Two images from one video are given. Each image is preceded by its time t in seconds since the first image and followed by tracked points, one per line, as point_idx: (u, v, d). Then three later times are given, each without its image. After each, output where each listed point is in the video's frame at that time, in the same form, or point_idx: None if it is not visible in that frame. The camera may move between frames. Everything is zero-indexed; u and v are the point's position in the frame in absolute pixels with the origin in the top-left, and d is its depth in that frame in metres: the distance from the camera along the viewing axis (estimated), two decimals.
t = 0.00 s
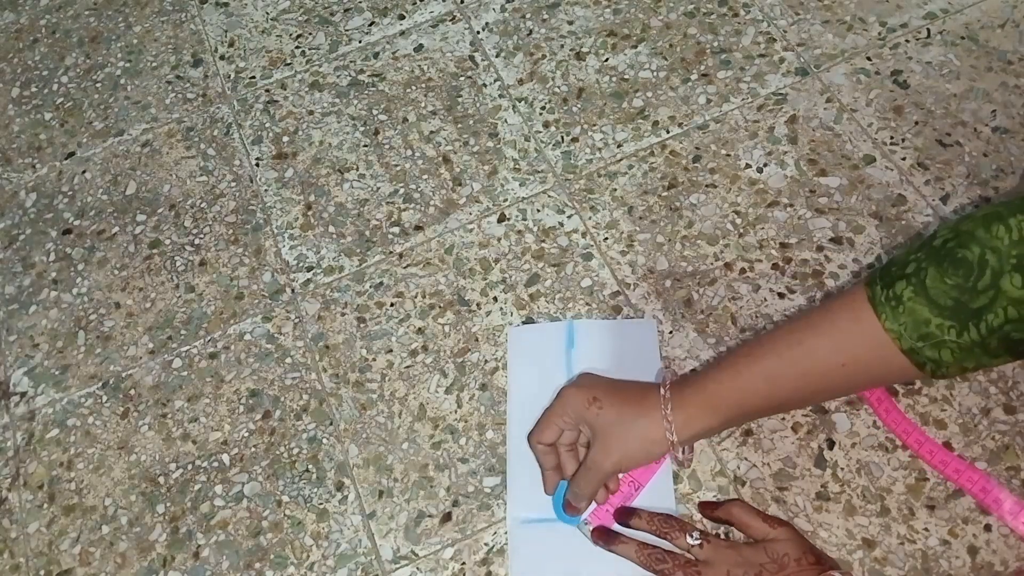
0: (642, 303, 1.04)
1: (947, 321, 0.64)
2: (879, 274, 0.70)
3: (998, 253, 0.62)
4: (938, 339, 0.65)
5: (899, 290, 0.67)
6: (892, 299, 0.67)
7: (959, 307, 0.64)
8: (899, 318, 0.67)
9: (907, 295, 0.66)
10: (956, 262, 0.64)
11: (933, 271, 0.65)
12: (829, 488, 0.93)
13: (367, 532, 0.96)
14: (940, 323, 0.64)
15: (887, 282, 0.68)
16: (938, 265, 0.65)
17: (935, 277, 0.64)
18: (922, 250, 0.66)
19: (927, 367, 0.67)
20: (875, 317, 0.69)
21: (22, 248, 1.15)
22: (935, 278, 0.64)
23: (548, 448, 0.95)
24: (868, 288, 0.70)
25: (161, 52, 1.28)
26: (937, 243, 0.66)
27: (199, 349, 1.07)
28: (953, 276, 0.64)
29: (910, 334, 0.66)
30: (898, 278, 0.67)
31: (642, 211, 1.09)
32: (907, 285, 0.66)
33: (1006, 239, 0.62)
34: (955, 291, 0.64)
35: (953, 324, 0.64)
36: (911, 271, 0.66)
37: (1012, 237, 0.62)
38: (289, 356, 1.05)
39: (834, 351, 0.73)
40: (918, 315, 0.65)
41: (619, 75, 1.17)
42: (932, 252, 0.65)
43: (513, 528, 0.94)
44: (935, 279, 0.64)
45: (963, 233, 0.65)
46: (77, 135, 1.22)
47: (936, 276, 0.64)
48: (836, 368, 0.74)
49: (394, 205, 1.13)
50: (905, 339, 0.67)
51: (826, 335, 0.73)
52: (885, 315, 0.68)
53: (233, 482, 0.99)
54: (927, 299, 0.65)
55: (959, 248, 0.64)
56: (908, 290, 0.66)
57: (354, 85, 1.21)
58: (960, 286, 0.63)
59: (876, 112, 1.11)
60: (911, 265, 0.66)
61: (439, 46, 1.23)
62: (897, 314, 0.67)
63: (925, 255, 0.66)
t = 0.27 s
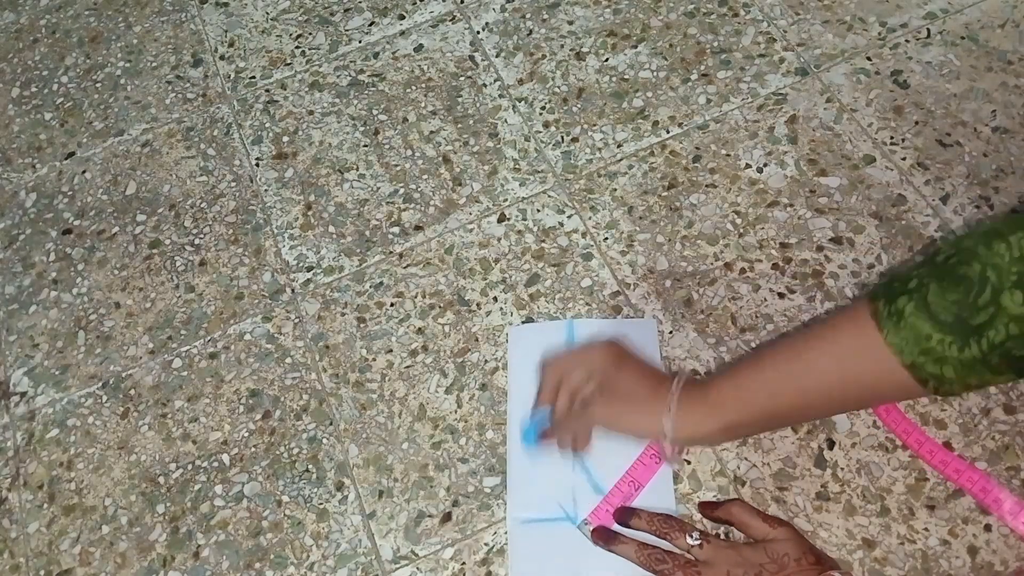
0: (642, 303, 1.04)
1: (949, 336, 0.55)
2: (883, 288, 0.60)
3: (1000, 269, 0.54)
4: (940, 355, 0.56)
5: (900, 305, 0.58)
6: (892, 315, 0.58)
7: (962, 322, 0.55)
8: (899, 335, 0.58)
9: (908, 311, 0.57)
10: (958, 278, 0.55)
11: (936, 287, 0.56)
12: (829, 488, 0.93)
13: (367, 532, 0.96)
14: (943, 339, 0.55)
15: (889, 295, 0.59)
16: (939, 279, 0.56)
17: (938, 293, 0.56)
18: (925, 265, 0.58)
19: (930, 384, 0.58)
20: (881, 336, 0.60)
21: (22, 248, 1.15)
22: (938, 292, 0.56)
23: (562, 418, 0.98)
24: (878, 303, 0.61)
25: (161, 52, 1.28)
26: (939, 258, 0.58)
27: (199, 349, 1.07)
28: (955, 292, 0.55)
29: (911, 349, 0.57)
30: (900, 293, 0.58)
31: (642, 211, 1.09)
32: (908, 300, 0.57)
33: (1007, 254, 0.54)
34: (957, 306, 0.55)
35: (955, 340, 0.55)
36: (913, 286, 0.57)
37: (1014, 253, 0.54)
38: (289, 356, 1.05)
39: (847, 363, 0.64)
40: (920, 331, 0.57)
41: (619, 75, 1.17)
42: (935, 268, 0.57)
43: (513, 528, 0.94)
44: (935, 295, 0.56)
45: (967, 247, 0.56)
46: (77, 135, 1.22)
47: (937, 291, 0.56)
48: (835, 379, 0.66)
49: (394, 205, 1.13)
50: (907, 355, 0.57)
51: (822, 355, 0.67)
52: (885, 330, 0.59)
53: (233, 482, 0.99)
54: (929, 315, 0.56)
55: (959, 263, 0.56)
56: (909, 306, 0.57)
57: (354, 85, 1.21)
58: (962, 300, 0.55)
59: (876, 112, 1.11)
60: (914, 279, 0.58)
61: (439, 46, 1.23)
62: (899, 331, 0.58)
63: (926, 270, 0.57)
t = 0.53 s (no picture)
0: (642, 303, 1.04)
1: (994, 322, 0.56)
2: (927, 277, 0.61)
3: None
4: (984, 340, 0.57)
5: (945, 291, 0.59)
6: (937, 301, 0.60)
7: (1005, 308, 0.56)
8: (945, 321, 0.59)
9: (953, 298, 0.58)
10: (1005, 262, 0.56)
11: (981, 274, 0.57)
12: (829, 488, 0.93)
13: (367, 532, 0.96)
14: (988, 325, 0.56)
15: (933, 282, 0.60)
16: (983, 264, 0.57)
17: (983, 280, 0.56)
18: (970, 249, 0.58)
19: (974, 372, 0.59)
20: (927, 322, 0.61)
21: (22, 248, 1.15)
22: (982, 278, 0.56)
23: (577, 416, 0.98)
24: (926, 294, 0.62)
25: (161, 52, 1.28)
26: (984, 243, 0.58)
27: (199, 349, 1.07)
28: (1001, 276, 0.56)
29: (956, 336, 0.58)
30: (944, 279, 0.59)
31: (642, 211, 1.09)
32: (953, 287, 0.58)
33: None
34: (1003, 291, 0.56)
35: (1000, 326, 0.56)
36: (958, 272, 0.58)
37: None
38: (289, 356, 1.05)
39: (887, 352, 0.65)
40: (965, 316, 0.58)
41: (619, 75, 1.17)
42: (980, 253, 0.58)
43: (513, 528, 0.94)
44: (980, 280, 0.57)
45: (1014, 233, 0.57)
46: (77, 135, 1.22)
47: (983, 276, 0.57)
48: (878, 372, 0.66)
49: (394, 205, 1.13)
50: (951, 340, 0.59)
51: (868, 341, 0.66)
52: (931, 317, 0.60)
53: (233, 482, 0.99)
54: (973, 300, 0.57)
55: (1007, 248, 0.56)
56: (954, 291, 0.58)
57: (354, 85, 1.21)
58: (1008, 287, 0.56)
59: (876, 112, 1.11)
60: (958, 265, 0.59)
61: (439, 46, 1.23)
62: (944, 316, 0.59)
63: (971, 256, 0.58)
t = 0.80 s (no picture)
0: (642, 303, 1.04)
1: (994, 339, 0.54)
2: (922, 293, 0.59)
3: None
4: (983, 356, 0.55)
5: (943, 308, 0.57)
6: (935, 318, 0.57)
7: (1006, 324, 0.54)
8: (943, 339, 0.57)
9: (951, 315, 0.57)
10: (1002, 280, 0.55)
11: (979, 291, 0.55)
12: (829, 488, 0.93)
13: (367, 532, 0.96)
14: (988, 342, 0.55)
15: (930, 300, 0.58)
16: (981, 281, 0.55)
17: (981, 297, 0.55)
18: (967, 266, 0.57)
19: (974, 389, 0.57)
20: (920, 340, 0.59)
21: (22, 248, 1.15)
22: (981, 296, 0.55)
23: (575, 421, 0.96)
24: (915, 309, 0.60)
25: (161, 52, 1.28)
26: (980, 260, 0.57)
27: (199, 349, 1.07)
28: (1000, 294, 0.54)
29: (956, 353, 0.57)
30: (941, 297, 0.57)
31: (642, 211, 1.09)
32: (951, 303, 0.57)
33: None
34: (1002, 308, 0.54)
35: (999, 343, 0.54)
36: (955, 289, 0.57)
37: None
38: (289, 356, 1.05)
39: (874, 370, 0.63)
40: (963, 334, 0.56)
41: (619, 75, 1.17)
42: (977, 270, 0.56)
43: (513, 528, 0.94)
44: (978, 297, 0.55)
45: (1008, 249, 0.56)
46: (77, 135, 1.22)
47: (981, 293, 0.55)
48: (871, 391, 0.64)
49: (394, 205, 1.13)
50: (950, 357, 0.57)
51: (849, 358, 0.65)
52: (928, 334, 0.58)
53: (233, 482, 0.99)
54: (972, 317, 0.55)
55: (1004, 265, 0.55)
56: (953, 308, 0.56)
57: (354, 85, 1.21)
58: (1008, 305, 0.54)
59: (876, 112, 1.11)
60: (955, 282, 0.57)
61: (439, 46, 1.23)
62: (942, 334, 0.57)
63: (968, 272, 0.56)
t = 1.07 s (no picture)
0: (642, 303, 1.04)
1: None
2: (962, 291, 0.66)
3: None
4: (1021, 354, 0.62)
5: (983, 306, 0.63)
6: (975, 315, 0.64)
7: None
8: (982, 335, 0.64)
9: (990, 314, 0.63)
10: None
11: (1019, 290, 0.61)
12: (829, 488, 0.93)
13: (367, 532, 0.96)
14: None
15: (971, 299, 0.65)
16: (1020, 282, 0.61)
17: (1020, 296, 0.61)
18: (1009, 267, 0.63)
19: (1010, 384, 0.65)
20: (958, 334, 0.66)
21: (22, 248, 1.15)
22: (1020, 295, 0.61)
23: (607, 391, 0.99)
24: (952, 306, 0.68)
25: (161, 52, 1.28)
26: (1020, 260, 0.63)
27: (199, 349, 1.07)
28: None
29: (993, 350, 0.64)
30: (981, 294, 0.64)
31: (642, 211, 1.09)
32: (990, 302, 0.63)
33: None
34: None
35: None
36: (994, 288, 0.63)
37: None
38: (289, 356, 1.05)
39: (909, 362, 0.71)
40: (1002, 331, 0.62)
41: (619, 75, 1.17)
42: (1015, 270, 0.62)
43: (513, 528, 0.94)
44: (1016, 297, 0.61)
45: None
46: (77, 135, 1.22)
47: (1019, 294, 0.61)
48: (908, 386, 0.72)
49: (394, 205, 1.13)
50: (988, 355, 0.64)
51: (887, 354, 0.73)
52: (968, 332, 0.65)
53: (233, 482, 0.99)
54: (1009, 317, 0.61)
55: None
56: (992, 308, 0.63)
57: (354, 85, 1.21)
58: None
59: (876, 112, 1.11)
60: (995, 281, 0.63)
61: (439, 46, 1.23)
62: (981, 331, 0.64)
63: (1007, 273, 0.63)
